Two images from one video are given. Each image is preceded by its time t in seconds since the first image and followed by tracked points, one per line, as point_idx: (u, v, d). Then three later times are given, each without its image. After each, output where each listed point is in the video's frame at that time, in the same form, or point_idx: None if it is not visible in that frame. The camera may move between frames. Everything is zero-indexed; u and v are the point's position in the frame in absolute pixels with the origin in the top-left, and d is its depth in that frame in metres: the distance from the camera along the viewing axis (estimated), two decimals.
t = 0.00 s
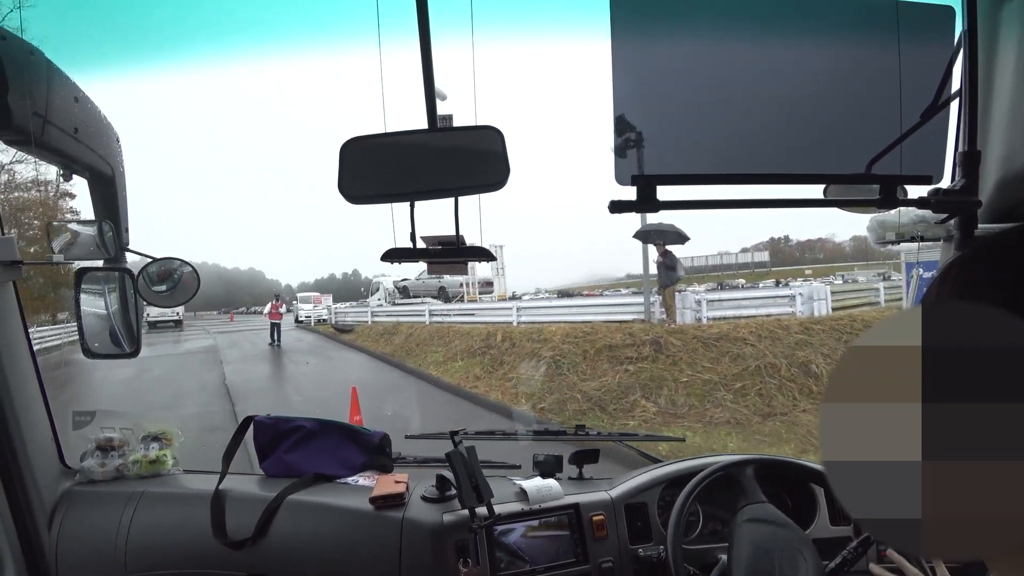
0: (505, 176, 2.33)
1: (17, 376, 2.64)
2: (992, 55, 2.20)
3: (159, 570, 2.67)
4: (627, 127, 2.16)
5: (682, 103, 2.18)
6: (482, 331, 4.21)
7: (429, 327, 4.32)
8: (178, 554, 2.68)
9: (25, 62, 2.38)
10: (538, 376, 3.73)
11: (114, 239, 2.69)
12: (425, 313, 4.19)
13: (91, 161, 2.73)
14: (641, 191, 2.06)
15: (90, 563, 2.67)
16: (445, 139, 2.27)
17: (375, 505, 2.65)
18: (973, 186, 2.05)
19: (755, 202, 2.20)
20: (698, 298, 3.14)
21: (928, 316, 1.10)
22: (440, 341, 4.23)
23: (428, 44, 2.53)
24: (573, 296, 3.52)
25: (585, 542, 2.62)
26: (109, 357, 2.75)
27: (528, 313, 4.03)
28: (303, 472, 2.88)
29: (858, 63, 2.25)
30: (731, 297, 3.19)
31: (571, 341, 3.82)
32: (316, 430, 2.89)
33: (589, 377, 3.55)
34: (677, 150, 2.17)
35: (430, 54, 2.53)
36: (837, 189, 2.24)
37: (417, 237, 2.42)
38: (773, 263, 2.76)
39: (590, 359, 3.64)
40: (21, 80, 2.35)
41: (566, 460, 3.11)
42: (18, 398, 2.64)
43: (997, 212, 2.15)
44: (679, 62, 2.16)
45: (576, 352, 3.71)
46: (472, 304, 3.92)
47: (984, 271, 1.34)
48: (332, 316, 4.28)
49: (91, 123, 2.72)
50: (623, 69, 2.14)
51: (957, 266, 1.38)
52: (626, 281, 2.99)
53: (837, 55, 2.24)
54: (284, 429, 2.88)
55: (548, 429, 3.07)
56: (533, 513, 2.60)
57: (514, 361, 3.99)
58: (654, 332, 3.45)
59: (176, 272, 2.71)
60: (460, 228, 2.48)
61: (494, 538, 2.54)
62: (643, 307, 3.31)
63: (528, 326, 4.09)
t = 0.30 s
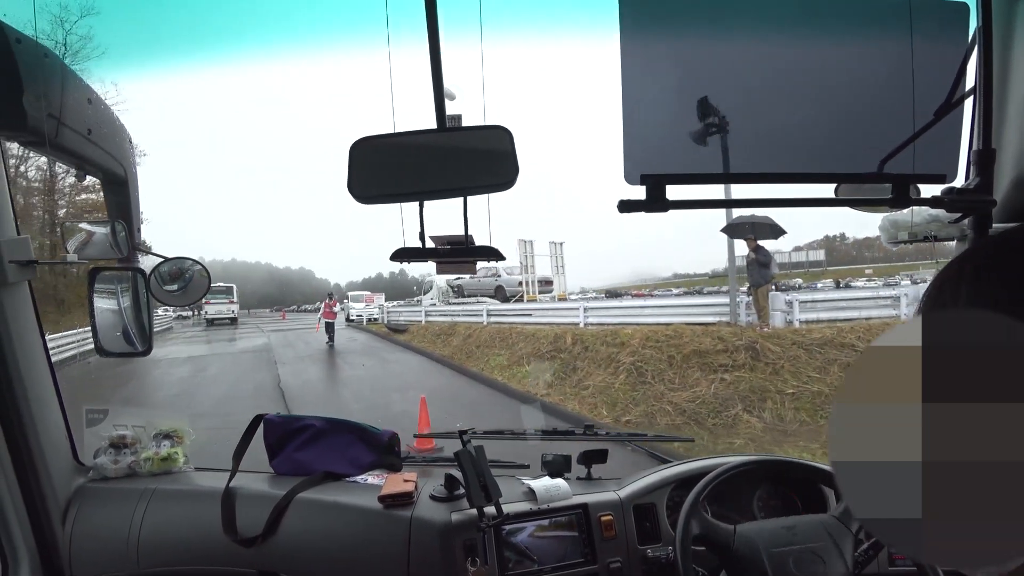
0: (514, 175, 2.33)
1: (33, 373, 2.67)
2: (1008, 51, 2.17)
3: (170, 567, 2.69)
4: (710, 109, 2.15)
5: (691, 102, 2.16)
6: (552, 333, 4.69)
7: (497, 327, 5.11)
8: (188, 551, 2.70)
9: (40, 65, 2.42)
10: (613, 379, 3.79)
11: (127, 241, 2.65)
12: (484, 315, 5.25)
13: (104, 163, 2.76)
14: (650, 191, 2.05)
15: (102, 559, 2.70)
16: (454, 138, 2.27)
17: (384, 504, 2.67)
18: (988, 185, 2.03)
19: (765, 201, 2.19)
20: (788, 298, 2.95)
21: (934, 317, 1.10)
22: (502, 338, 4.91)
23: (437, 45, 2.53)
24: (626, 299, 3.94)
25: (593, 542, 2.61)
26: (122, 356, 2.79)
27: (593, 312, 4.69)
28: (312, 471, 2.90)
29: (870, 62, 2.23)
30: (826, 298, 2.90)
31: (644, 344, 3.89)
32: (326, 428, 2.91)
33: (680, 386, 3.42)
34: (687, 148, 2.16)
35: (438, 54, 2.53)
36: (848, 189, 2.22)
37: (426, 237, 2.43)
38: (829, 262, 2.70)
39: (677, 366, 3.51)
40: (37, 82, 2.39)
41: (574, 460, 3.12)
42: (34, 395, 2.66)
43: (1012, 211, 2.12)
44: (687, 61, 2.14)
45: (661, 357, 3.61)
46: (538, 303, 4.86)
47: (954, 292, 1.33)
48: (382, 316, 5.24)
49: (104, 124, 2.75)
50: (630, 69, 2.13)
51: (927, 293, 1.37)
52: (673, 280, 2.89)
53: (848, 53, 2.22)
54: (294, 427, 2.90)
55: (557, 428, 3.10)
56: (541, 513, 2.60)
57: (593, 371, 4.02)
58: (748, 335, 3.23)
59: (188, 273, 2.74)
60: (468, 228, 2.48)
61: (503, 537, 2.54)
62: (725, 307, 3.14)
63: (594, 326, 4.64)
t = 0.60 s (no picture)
0: (523, 175, 2.33)
1: (50, 370, 2.71)
2: None
3: (180, 563, 2.72)
4: (797, 86, 2.16)
5: (701, 101, 2.15)
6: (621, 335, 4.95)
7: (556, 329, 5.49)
8: (198, 548, 2.72)
9: (56, 68, 2.49)
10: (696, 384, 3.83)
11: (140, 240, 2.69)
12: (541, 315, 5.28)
13: (121, 164, 2.82)
14: (660, 190, 2.04)
15: (115, 554, 2.73)
16: (463, 138, 2.28)
17: (393, 503, 2.69)
18: (1005, 184, 1.99)
19: (776, 201, 2.17)
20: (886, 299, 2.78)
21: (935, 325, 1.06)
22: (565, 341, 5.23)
23: (447, 45, 2.54)
24: (698, 298, 4.06)
25: (602, 543, 2.61)
26: (135, 353, 2.83)
27: (664, 315, 4.86)
28: (322, 469, 2.91)
29: (883, 59, 2.20)
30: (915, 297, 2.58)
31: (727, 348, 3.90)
32: (335, 427, 2.93)
33: (781, 399, 3.28)
34: (695, 149, 2.14)
35: (448, 54, 2.54)
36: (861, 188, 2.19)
37: (436, 236, 2.44)
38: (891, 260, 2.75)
39: (771, 374, 3.42)
40: (52, 85, 2.46)
41: (583, 461, 3.12)
42: (50, 393, 2.69)
43: None
44: (696, 60, 2.13)
45: (753, 366, 3.56)
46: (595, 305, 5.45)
47: (943, 296, 1.20)
48: (431, 317, 5.42)
49: (120, 126, 2.79)
50: (640, 68, 2.12)
51: (914, 301, 1.24)
52: (721, 278, 3.01)
53: (861, 51, 2.19)
54: (304, 426, 2.93)
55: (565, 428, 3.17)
56: (550, 513, 2.60)
57: (673, 381, 3.97)
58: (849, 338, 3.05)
59: (200, 272, 2.78)
60: (478, 228, 2.49)
61: (511, 537, 2.54)
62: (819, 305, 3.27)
63: (664, 329, 4.82)
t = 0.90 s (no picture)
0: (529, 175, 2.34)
1: (62, 370, 2.74)
2: None
3: (190, 563, 2.74)
4: (897, 58, 2.16)
5: (708, 100, 2.14)
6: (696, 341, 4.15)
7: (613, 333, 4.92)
8: (208, 547, 2.75)
9: (68, 72, 2.52)
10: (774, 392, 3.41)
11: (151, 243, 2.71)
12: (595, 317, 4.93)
13: (132, 167, 2.81)
14: (668, 190, 2.03)
15: (126, 554, 2.76)
16: (470, 139, 2.28)
17: (401, 503, 2.69)
18: (1017, 181, 1.96)
19: (783, 201, 2.15)
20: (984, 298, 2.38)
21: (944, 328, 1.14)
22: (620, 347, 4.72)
23: (453, 47, 2.55)
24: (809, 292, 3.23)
25: (610, 543, 2.60)
26: (145, 355, 2.85)
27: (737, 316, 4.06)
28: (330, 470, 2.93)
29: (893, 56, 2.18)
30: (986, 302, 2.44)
31: (828, 356, 3.26)
32: (344, 427, 2.94)
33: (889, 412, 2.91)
34: (701, 149, 2.14)
35: (455, 56, 2.55)
36: (871, 187, 2.17)
37: (444, 237, 2.44)
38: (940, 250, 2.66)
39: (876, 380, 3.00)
40: (63, 89, 2.50)
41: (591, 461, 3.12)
42: (63, 393, 2.73)
43: None
44: (703, 58, 2.12)
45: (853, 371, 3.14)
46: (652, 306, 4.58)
47: (964, 300, 1.26)
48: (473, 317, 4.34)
49: (131, 128, 2.80)
50: (645, 68, 2.12)
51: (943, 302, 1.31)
52: (762, 277, 2.91)
53: (869, 49, 2.17)
54: (313, 427, 2.94)
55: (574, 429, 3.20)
56: (558, 514, 2.59)
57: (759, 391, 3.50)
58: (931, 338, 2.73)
59: (209, 274, 2.80)
60: (485, 229, 2.49)
61: (519, 537, 2.54)
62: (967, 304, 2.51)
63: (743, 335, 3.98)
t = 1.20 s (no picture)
0: (533, 175, 2.33)
1: (66, 370, 2.75)
2: None
3: (193, 562, 2.75)
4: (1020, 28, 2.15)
5: (711, 99, 2.13)
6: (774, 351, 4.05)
7: (676, 340, 5.25)
8: (211, 547, 2.75)
9: (72, 74, 2.52)
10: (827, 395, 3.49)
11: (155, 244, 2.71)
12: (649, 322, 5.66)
13: (136, 168, 2.83)
14: (671, 190, 2.03)
15: (131, 553, 2.77)
16: (473, 139, 2.28)
17: (404, 503, 2.70)
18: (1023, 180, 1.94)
19: (787, 200, 2.15)
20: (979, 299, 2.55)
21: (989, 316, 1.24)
22: (690, 357, 4.76)
23: (457, 47, 2.55)
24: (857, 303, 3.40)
25: (613, 543, 2.60)
26: (149, 354, 2.86)
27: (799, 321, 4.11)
28: (334, 470, 2.94)
29: (897, 55, 2.17)
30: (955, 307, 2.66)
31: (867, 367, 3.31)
32: (348, 427, 2.95)
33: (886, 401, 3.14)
34: (704, 149, 2.14)
35: (459, 56, 2.55)
36: (876, 186, 2.16)
37: (447, 237, 2.44)
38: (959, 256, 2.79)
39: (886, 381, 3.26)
40: (67, 91, 2.50)
41: (595, 462, 3.12)
42: (66, 394, 2.73)
43: None
44: (707, 57, 2.11)
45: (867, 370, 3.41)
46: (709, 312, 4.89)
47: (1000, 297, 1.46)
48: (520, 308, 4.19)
49: (136, 129, 2.81)
50: (649, 67, 2.11)
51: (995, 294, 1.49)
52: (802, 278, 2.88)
53: (874, 47, 2.16)
54: (317, 427, 2.95)
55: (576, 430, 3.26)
56: (562, 514, 2.59)
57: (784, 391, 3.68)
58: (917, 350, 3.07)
59: (213, 274, 2.80)
60: (488, 229, 2.49)
61: (522, 537, 2.54)
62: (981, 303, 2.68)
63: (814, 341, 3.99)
